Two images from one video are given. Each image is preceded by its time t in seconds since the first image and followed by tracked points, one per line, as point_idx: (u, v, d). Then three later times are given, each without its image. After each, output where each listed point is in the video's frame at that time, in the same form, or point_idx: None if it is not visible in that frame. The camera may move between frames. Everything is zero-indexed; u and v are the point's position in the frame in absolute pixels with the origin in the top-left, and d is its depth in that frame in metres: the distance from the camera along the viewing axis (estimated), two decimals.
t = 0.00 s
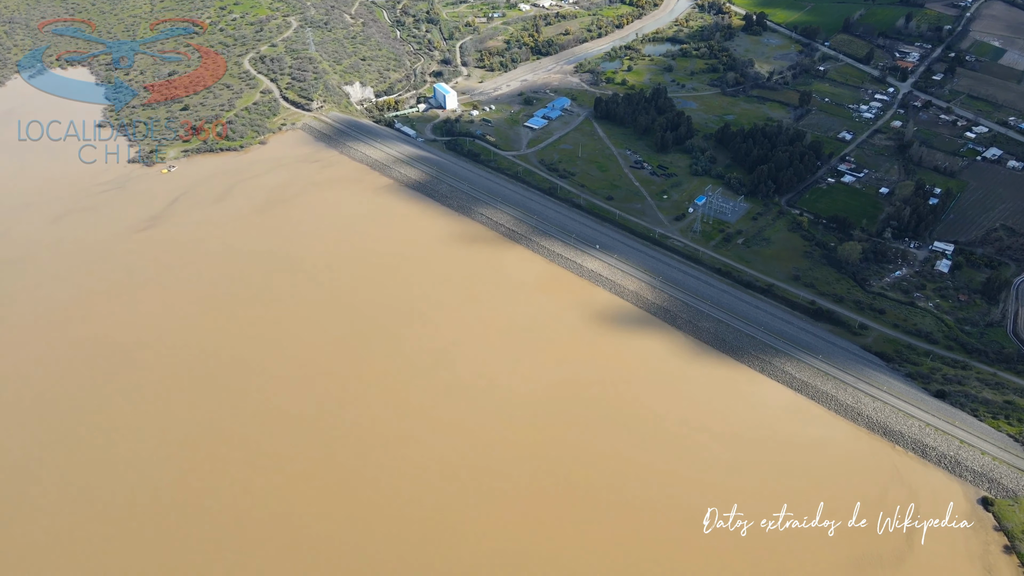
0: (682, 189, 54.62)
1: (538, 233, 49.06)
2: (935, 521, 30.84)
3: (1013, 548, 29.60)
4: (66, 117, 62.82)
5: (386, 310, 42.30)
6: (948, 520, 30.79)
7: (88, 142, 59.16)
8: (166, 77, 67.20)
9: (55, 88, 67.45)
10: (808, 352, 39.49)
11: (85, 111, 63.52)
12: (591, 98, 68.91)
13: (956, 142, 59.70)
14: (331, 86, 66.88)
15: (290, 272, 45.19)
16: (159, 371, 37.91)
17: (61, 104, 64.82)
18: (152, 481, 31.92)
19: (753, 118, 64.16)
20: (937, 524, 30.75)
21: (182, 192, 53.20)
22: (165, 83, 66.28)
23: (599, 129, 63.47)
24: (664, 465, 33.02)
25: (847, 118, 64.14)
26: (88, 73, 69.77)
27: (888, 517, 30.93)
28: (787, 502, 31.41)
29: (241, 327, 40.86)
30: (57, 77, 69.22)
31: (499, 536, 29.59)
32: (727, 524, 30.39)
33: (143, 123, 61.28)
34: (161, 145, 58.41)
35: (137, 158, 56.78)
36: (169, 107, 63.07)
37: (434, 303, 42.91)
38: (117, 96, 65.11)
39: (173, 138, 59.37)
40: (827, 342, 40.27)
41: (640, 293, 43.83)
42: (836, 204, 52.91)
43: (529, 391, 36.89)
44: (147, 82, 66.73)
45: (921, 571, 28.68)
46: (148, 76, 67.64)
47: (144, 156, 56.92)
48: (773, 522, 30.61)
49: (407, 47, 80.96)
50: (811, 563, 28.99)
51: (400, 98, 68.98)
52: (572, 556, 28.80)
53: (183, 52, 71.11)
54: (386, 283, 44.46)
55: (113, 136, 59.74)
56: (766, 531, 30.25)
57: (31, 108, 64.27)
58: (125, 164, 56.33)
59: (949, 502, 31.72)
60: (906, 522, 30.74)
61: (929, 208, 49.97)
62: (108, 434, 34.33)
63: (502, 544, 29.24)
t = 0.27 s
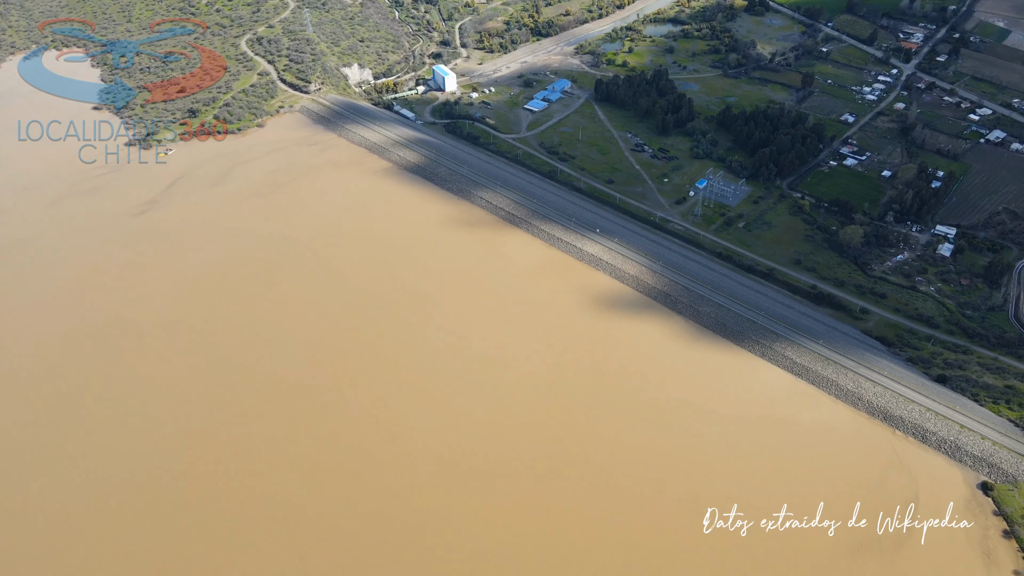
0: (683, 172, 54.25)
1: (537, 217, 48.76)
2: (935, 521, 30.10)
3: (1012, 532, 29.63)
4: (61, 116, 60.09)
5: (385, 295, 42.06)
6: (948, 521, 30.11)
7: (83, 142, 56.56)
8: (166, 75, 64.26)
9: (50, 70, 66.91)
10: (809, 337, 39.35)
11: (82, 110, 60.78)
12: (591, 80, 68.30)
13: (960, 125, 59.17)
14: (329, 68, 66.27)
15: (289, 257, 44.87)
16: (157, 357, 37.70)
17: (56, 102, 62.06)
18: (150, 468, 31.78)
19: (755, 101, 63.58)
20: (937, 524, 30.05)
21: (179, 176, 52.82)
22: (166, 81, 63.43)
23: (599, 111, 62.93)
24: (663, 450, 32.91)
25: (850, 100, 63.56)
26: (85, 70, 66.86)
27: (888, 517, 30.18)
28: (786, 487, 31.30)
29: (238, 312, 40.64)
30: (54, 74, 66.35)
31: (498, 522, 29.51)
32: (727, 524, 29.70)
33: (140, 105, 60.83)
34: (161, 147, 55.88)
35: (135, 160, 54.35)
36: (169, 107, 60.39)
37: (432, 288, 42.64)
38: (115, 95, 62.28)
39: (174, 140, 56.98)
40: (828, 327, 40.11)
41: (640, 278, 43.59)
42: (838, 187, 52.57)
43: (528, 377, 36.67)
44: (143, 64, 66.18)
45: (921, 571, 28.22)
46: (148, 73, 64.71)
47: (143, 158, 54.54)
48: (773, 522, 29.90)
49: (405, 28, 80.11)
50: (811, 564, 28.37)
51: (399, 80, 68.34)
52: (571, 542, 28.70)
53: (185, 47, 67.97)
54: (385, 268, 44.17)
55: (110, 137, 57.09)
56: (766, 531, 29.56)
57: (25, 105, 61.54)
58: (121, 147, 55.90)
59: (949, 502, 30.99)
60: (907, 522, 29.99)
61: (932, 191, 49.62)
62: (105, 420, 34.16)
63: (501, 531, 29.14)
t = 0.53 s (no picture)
0: (684, 154, 53.82)
1: (537, 200, 48.42)
2: (935, 521, 29.46)
3: (1012, 516, 29.63)
4: (54, 114, 57.21)
5: (384, 278, 41.81)
6: (947, 520, 29.47)
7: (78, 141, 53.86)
8: (167, 74, 61.60)
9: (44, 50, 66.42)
10: (810, 321, 39.17)
11: (76, 108, 57.91)
12: (592, 60, 67.64)
13: (964, 105, 58.62)
14: (327, 48, 65.58)
15: (287, 240, 44.57)
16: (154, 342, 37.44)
17: (49, 99, 59.20)
18: (147, 454, 31.60)
19: (757, 81, 62.96)
20: (937, 524, 29.43)
21: (175, 158, 52.40)
22: (167, 81, 60.75)
23: (600, 92, 62.36)
24: (663, 435, 32.81)
25: (853, 80, 62.94)
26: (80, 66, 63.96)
27: (888, 517, 29.51)
28: (786, 472, 31.18)
29: (236, 296, 40.41)
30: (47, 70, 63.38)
31: (497, 506, 29.43)
32: (727, 524, 29.02)
33: (136, 86, 60.31)
34: (160, 147, 53.38)
35: (132, 160, 51.84)
36: (170, 108, 57.79)
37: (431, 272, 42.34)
38: (112, 94, 59.49)
39: (173, 139, 54.50)
40: (829, 311, 39.91)
41: (641, 261, 43.34)
42: (841, 169, 52.18)
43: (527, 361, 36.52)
44: (138, 43, 65.61)
45: (920, 566, 27.83)
46: (147, 72, 62.01)
47: (140, 158, 52.13)
48: (773, 522, 29.20)
49: (404, 8, 79.21)
50: (809, 563, 27.82)
51: (398, 60, 67.67)
52: (570, 528, 28.62)
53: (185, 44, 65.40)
54: (383, 251, 43.89)
55: (107, 136, 54.43)
56: (766, 532, 28.87)
57: (15, 102, 58.63)
58: (117, 128, 55.44)
59: (949, 502, 30.32)
60: (907, 522, 29.33)
61: (935, 173, 49.24)
62: (102, 406, 33.93)
63: (499, 516, 29.05)
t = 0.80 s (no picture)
0: (686, 135, 53.36)
1: (537, 182, 48.05)
2: (935, 521, 28.83)
3: (1011, 500, 29.65)
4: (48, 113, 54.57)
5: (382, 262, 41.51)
6: (947, 520, 28.82)
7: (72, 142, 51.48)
8: (166, 71, 59.04)
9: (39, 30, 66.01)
10: (811, 304, 38.98)
11: (71, 106, 55.27)
12: (592, 40, 66.92)
13: (968, 85, 58.03)
14: (324, 28, 64.90)
15: (284, 224, 44.24)
16: (151, 329, 37.07)
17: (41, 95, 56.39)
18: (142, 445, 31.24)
19: (760, 61, 62.29)
20: (937, 523, 28.77)
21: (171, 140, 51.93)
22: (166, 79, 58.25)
23: (601, 72, 61.73)
24: (662, 422, 32.60)
25: (857, 60, 62.28)
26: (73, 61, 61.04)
27: (888, 517, 28.86)
28: (786, 460, 30.94)
29: (234, 279, 40.15)
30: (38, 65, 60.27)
31: (496, 492, 29.34)
32: (727, 524, 28.37)
33: (131, 66, 59.75)
34: (160, 144, 51.30)
35: (134, 161, 49.80)
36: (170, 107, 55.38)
37: (430, 258, 41.88)
38: (111, 93, 56.93)
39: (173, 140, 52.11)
40: (831, 294, 39.70)
41: (641, 244, 43.07)
42: (843, 150, 51.75)
43: (526, 345, 36.33)
44: (134, 23, 65.02)
45: (921, 561, 27.40)
46: (146, 69, 59.38)
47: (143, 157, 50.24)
48: (773, 522, 28.53)
49: None
50: (809, 561, 27.28)
51: (396, 40, 66.94)
52: (568, 516, 28.44)
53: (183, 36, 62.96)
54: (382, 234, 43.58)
55: (110, 135, 52.34)
56: (766, 532, 28.21)
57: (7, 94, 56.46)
58: (113, 110, 54.96)
59: (949, 501, 29.65)
60: (907, 522, 28.69)
61: (938, 155, 48.81)
62: (101, 391, 33.81)
63: (498, 502, 28.96)
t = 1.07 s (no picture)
0: (687, 117, 52.89)
1: (537, 164, 47.67)
2: (935, 520, 28.21)
3: (1011, 485, 29.63)
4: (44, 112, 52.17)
5: (381, 245, 41.22)
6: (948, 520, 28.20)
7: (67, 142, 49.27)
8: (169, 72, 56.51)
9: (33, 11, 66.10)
10: (813, 288, 38.77)
11: (69, 105, 52.85)
12: (593, 20, 66.18)
13: (973, 66, 57.40)
14: (322, 7, 64.40)
15: (282, 207, 43.88)
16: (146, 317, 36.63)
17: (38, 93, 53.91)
18: (136, 436, 30.85)
19: (763, 41, 61.61)
20: (937, 523, 28.17)
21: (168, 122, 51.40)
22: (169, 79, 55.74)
23: (602, 53, 61.08)
24: (661, 409, 32.34)
25: (861, 40, 61.58)
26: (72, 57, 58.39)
27: (888, 517, 28.24)
28: (786, 445, 30.83)
29: (231, 263, 39.87)
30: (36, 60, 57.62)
31: (495, 477, 29.22)
32: (727, 524, 27.77)
33: (126, 45, 59.24)
34: (161, 147, 48.94)
35: (133, 160, 47.89)
36: (171, 108, 52.84)
37: (429, 241, 41.56)
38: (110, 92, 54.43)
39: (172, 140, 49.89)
40: (832, 278, 39.48)
41: (642, 227, 42.78)
42: (846, 132, 51.30)
43: (526, 329, 36.12)
44: (129, 4, 64.71)
45: (921, 556, 27.04)
46: (147, 69, 56.79)
47: (141, 160, 47.97)
48: (773, 522, 27.92)
49: None
50: (807, 563, 26.68)
51: (395, 20, 66.23)
52: (566, 505, 28.22)
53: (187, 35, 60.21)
54: (380, 217, 43.23)
55: (106, 137, 49.92)
56: (766, 532, 27.61)
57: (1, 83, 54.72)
58: (109, 91, 54.48)
59: (949, 501, 29.02)
60: (907, 522, 28.08)
61: (942, 136, 48.35)
62: (98, 375, 33.65)
63: (497, 487, 28.87)
